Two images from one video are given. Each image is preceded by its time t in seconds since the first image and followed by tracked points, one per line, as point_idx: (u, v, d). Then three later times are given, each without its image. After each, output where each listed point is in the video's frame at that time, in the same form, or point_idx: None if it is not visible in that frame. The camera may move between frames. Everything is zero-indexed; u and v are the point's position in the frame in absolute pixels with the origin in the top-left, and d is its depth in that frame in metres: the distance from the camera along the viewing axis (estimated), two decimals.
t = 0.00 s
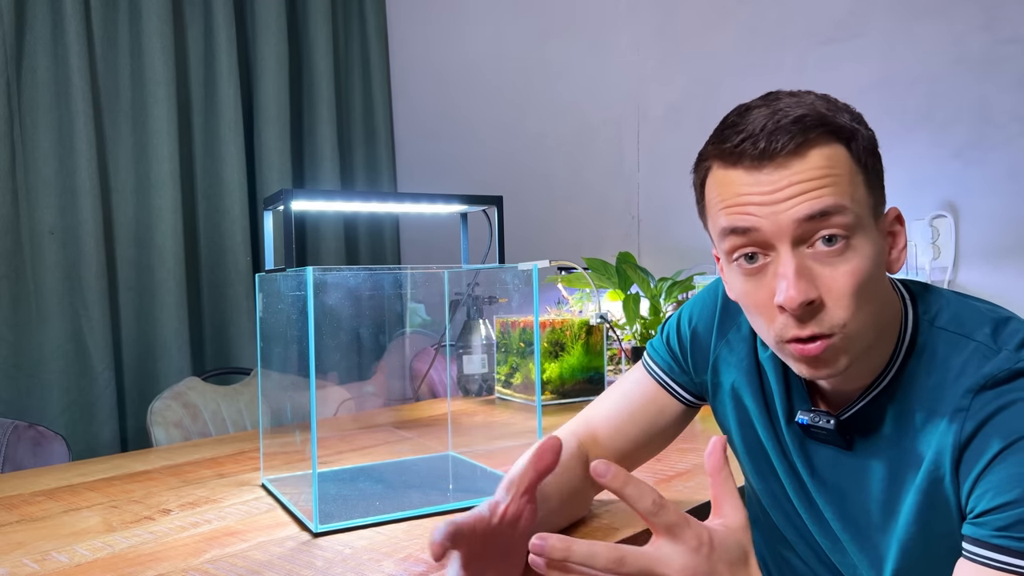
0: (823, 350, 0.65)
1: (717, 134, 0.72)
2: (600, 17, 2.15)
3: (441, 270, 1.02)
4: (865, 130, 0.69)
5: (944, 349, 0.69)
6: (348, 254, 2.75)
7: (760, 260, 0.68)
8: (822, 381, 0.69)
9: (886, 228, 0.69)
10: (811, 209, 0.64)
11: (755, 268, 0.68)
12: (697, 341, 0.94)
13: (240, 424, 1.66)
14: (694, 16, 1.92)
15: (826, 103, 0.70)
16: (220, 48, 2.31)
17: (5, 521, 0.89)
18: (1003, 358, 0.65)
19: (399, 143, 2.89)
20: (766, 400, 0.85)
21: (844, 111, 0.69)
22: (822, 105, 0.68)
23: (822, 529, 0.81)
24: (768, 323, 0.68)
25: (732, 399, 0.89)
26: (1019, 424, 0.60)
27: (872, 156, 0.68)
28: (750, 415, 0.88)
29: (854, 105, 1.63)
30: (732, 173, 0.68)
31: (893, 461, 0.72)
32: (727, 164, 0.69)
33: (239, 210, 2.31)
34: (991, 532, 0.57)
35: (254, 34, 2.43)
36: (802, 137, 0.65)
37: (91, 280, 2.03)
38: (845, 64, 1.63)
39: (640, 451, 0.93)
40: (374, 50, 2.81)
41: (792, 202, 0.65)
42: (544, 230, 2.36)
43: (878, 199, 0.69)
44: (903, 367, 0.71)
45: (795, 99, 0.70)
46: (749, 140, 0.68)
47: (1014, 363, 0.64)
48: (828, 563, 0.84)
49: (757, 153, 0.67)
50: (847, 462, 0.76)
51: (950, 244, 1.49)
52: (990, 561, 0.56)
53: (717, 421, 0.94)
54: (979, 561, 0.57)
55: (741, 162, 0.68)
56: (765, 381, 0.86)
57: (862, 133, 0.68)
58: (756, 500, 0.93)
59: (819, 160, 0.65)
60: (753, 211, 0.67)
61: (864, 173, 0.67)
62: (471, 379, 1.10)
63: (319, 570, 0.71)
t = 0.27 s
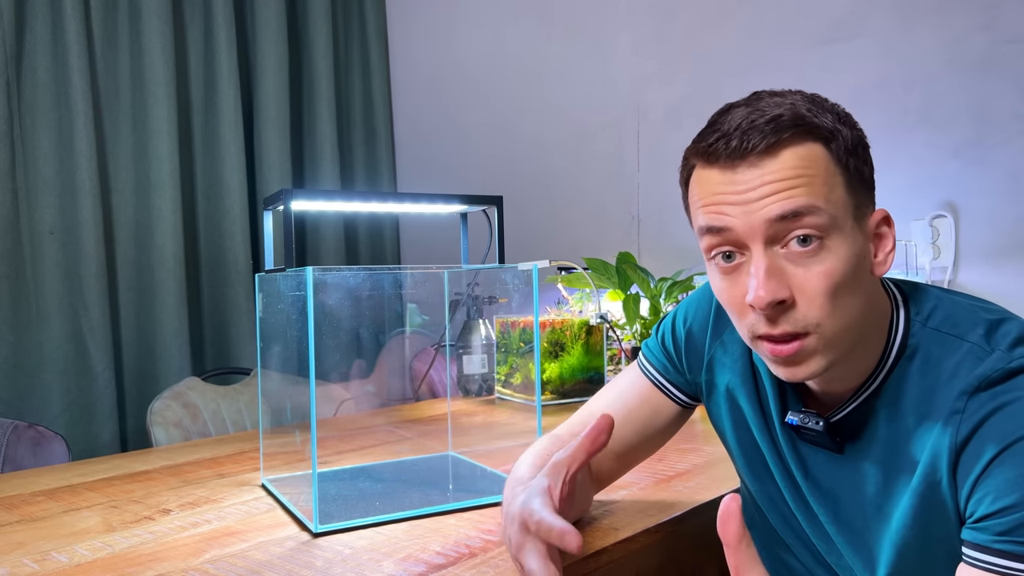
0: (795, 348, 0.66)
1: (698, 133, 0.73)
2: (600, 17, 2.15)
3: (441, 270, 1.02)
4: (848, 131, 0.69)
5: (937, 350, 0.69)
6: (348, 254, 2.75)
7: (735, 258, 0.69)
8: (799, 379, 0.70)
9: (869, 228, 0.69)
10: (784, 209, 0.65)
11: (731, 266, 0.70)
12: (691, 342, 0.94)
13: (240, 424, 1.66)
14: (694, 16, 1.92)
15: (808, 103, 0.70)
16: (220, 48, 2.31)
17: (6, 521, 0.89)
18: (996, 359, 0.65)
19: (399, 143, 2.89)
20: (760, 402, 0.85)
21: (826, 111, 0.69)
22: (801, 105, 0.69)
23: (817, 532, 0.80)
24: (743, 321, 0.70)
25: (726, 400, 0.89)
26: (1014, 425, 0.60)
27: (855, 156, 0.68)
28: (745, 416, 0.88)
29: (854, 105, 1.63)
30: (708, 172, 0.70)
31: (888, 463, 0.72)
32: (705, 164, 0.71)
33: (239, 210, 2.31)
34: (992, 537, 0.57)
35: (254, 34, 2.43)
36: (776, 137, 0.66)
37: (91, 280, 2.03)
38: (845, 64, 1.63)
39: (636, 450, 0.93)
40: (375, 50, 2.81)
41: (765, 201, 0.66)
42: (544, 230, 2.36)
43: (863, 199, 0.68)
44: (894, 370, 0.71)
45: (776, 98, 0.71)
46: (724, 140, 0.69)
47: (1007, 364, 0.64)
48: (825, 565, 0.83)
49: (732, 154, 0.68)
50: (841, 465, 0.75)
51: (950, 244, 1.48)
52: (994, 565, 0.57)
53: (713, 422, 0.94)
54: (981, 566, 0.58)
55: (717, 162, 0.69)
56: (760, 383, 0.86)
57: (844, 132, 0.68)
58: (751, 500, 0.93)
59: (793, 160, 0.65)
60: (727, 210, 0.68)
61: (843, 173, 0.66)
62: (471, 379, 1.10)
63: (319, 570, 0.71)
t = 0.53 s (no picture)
0: (797, 340, 0.66)
1: (698, 127, 0.74)
2: (600, 17, 2.15)
3: (441, 270, 1.03)
4: (847, 125, 0.69)
5: (934, 350, 0.69)
6: (348, 254, 2.75)
7: (736, 251, 0.69)
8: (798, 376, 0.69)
9: (867, 223, 0.69)
10: (784, 199, 0.65)
11: (731, 257, 0.69)
12: (688, 342, 0.93)
13: (240, 424, 1.66)
14: (694, 15, 1.92)
15: (809, 96, 0.70)
16: (220, 48, 2.31)
17: (6, 521, 0.89)
18: (994, 359, 0.65)
19: (399, 143, 2.89)
20: (758, 403, 0.85)
21: (826, 105, 0.69)
22: (802, 97, 0.69)
23: (816, 533, 0.80)
24: (743, 314, 0.69)
25: (724, 402, 0.89)
26: (1012, 426, 0.60)
27: (854, 150, 0.68)
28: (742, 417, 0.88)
29: (853, 105, 1.63)
30: (708, 164, 0.70)
31: (886, 464, 0.72)
32: (703, 157, 0.71)
33: (239, 210, 2.31)
34: (990, 539, 0.57)
35: (254, 34, 2.43)
36: (777, 128, 0.66)
37: (91, 280, 2.03)
38: (845, 64, 1.63)
39: (631, 451, 0.93)
40: (374, 49, 2.81)
41: (765, 190, 0.66)
42: (544, 230, 2.36)
43: (862, 195, 0.69)
44: (892, 369, 0.71)
45: (777, 91, 0.71)
46: (724, 130, 0.69)
47: (1004, 364, 0.64)
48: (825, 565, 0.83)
49: (732, 144, 0.68)
50: (839, 467, 0.75)
51: (950, 244, 1.48)
52: (991, 567, 0.57)
53: (710, 423, 0.94)
54: (979, 567, 0.58)
55: (717, 153, 0.69)
56: (757, 384, 0.86)
57: (843, 127, 0.68)
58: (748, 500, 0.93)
59: (794, 150, 0.66)
60: (728, 199, 0.68)
61: (843, 165, 0.67)
62: (471, 379, 1.11)
63: (319, 570, 0.71)
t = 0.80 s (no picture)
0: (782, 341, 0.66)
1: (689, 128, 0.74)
2: (600, 17, 2.15)
3: (441, 270, 1.02)
4: (840, 124, 0.68)
5: (935, 349, 0.69)
6: (348, 254, 2.75)
7: (722, 251, 0.69)
8: (788, 373, 0.69)
9: (860, 222, 0.68)
10: (767, 202, 0.65)
11: (719, 257, 0.70)
12: (688, 342, 0.93)
13: (240, 424, 1.66)
14: (694, 15, 1.92)
15: (800, 96, 0.69)
16: (220, 48, 2.31)
17: (5, 521, 0.89)
18: (994, 358, 0.65)
19: (399, 143, 2.89)
20: (757, 402, 0.85)
21: (817, 104, 0.69)
22: (791, 98, 0.68)
23: (814, 532, 0.80)
24: (731, 314, 0.70)
25: (724, 401, 0.89)
26: (1013, 426, 0.60)
27: (847, 149, 0.67)
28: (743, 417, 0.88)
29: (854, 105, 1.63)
30: (696, 166, 0.70)
31: (886, 463, 0.72)
32: (692, 158, 0.71)
33: (239, 210, 2.31)
34: (990, 539, 0.58)
35: (254, 34, 2.43)
36: (761, 129, 0.66)
37: (91, 280, 2.03)
38: (845, 64, 1.63)
39: (632, 451, 0.93)
40: (374, 49, 2.81)
41: (748, 193, 0.66)
42: (544, 230, 2.36)
43: (855, 194, 0.68)
44: (893, 366, 0.71)
45: (769, 90, 0.71)
46: (710, 132, 0.69)
47: (1005, 364, 0.64)
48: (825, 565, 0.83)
49: (718, 146, 0.68)
50: (839, 465, 0.75)
51: (950, 244, 1.49)
52: (990, 567, 0.57)
53: (711, 422, 0.94)
54: (978, 567, 0.58)
55: (703, 155, 0.70)
56: (758, 383, 0.86)
57: (836, 125, 0.67)
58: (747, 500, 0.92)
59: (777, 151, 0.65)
60: (714, 202, 0.68)
61: (832, 165, 0.66)
62: (471, 379, 1.11)
63: (319, 570, 0.71)
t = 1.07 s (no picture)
0: (766, 360, 0.69)
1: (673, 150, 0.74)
2: (600, 17, 2.15)
3: (441, 270, 1.02)
4: (823, 141, 0.68)
5: (936, 353, 0.69)
6: (348, 253, 2.75)
7: (707, 273, 0.71)
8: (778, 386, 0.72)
9: (845, 238, 0.68)
10: (744, 232, 0.65)
11: (704, 279, 0.71)
12: (691, 344, 0.94)
13: (240, 424, 1.66)
14: (694, 16, 1.92)
15: (781, 117, 0.70)
16: (220, 48, 2.31)
17: (5, 521, 0.89)
18: (995, 360, 0.65)
19: (399, 142, 2.89)
20: (760, 405, 0.85)
21: (799, 123, 0.69)
22: (771, 120, 0.69)
23: (817, 534, 0.80)
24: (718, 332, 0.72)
25: (727, 405, 0.89)
26: (1013, 427, 0.60)
27: (830, 167, 0.67)
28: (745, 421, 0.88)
29: (853, 105, 1.63)
30: (678, 191, 0.71)
31: (887, 465, 0.72)
32: (675, 181, 0.72)
33: (239, 210, 2.31)
34: (990, 539, 0.58)
35: (254, 34, 2.43)
36: (738, 157, 0.66)
37: (91, 280, 2.03)
38: (845, 64, 1.63)
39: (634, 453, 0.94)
40: (374, 49, 2.81)
41: (727, 224, 0.66)
42: (544, 229, 2.36)
43: (840, 210, 0.67)
44: (891, 374, 0.71)
45: (751, 112, 0.72)
46: (690, 158, 0.70)
47: (1005, 366, 0.64)
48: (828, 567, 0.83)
49: (697, 173, 0.69)
50: (840, 470, 0.75)
51: (950, 244, 1.49)
52: (991, 566, 0.57)
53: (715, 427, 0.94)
54: (980, 567, 0.58)
55: (684, 181, 0.70)
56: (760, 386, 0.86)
57: (818, 144, 0.68)
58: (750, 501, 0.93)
59: (754, 180, 0.65)
60: (694, 229, 0.69)
61: (814, 186, 0.66)
62: (471, 379, 1.10)
63: (319, 570, 0.71)
